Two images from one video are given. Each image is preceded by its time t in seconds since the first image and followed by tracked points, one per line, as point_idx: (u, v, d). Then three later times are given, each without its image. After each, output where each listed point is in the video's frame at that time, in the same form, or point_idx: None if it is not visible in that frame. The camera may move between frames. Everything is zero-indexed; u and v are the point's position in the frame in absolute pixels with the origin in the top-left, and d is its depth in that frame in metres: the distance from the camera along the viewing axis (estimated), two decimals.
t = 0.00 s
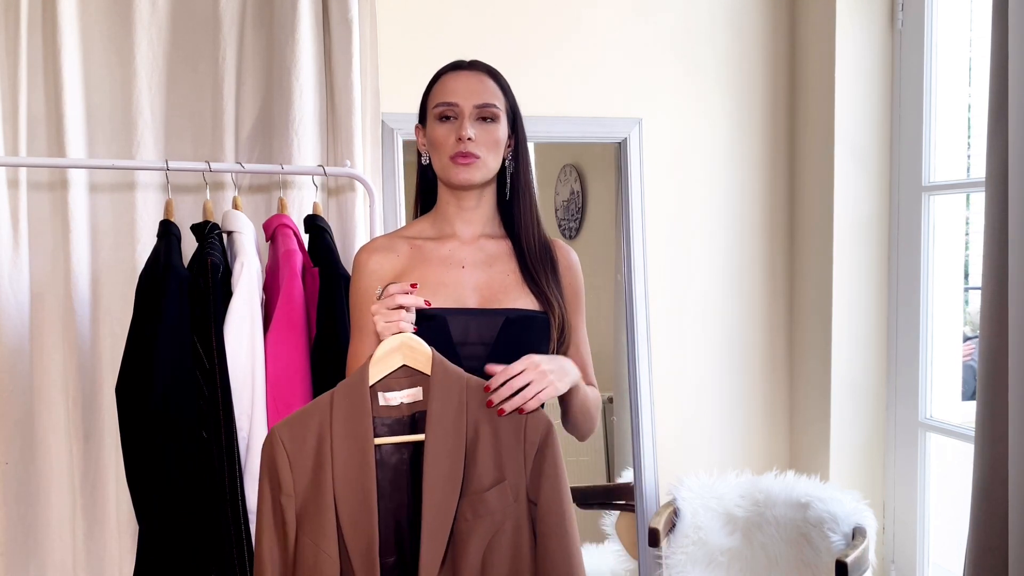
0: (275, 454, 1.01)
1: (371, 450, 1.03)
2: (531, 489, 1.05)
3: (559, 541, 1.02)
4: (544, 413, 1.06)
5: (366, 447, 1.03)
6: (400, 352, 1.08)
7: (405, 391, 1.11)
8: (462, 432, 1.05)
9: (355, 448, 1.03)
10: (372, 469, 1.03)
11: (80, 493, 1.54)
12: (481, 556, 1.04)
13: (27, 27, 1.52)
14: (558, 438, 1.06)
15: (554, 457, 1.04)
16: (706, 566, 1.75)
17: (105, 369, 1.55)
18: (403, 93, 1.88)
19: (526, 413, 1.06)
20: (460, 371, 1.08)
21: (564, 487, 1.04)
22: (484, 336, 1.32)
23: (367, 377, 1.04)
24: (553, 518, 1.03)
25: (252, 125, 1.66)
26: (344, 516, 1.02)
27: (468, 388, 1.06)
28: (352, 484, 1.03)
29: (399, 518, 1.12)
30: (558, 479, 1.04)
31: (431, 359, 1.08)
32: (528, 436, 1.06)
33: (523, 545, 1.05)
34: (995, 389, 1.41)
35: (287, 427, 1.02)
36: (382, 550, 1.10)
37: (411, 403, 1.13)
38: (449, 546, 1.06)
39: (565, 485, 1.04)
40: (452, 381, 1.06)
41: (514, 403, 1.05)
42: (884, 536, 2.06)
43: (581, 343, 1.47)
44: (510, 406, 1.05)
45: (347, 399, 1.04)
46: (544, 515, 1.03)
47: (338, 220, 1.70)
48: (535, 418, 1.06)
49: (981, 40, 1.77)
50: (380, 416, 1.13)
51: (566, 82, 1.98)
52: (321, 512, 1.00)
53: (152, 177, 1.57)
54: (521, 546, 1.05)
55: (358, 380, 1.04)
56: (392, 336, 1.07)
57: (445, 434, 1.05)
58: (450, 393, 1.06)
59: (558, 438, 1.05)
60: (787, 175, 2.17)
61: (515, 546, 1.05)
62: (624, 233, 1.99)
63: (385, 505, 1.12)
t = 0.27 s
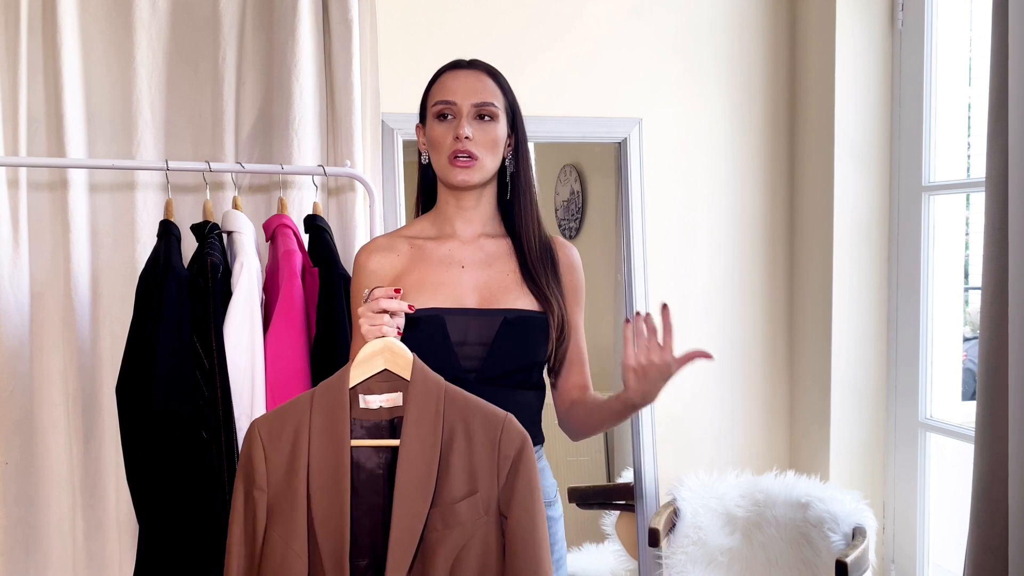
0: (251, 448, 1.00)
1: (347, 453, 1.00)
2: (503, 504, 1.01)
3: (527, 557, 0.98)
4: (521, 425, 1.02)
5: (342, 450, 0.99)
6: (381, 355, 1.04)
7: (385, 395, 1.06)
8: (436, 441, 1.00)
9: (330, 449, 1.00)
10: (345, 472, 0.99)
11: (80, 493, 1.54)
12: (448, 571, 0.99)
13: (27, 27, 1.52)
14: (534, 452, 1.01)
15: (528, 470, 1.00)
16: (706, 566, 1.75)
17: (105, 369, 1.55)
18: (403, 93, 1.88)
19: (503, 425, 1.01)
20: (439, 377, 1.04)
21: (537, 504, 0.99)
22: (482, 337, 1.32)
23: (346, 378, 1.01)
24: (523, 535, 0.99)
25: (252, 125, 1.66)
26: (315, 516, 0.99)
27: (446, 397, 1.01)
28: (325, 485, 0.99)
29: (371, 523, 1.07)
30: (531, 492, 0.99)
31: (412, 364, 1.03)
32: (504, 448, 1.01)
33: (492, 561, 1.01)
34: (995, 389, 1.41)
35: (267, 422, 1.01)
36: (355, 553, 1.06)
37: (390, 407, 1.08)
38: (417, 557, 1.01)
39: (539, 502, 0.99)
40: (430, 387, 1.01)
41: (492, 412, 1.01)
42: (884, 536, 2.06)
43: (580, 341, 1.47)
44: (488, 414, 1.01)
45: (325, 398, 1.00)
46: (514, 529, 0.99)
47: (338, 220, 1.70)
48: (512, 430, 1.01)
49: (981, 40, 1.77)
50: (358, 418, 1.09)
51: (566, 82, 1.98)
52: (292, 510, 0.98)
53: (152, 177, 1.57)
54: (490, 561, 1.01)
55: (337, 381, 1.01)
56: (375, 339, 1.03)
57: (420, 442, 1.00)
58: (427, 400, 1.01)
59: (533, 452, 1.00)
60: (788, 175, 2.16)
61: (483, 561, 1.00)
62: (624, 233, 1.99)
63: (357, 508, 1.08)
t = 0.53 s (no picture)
0: (239, 442, 1.01)
1: (333, 450, 1.02)
2: (485, 507, 1.03)
3: (506, 560, 1.00)
4: (506, 431, 1.04)
5: (329, 447, 1.01)
6: (371, 355, 1.06)
7: (373, 394, 1.08)
8: (421, 441, 1.02)
9: (317, 446, 1.02)
10: (331, 471, 1.01)
11: (80, 493, 1.54)
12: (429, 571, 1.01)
13: (27, 27, 1.52)
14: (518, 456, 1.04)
15: (511, 474, 1.02)
16: (706, 566, 1.75)
17: (105, 369, 1.55)
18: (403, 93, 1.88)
19: (489, 429, 1.04)
20: (428, 379, 1.06)
21: (519, 507, 1.02)
22: (480, 337, 1.32)
23: (335, 377, 1.03)
24: (504, 536, 1.01)
25: (252, 125, 1.66)
26: (301, 512, 1.01)
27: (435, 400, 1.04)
28: (311, 482, 1.01)
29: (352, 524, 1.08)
30: (514, 496, 1.01)
31: (402, 365, 1.05)
32: (488, 452, 1.03)
33: (471, 561, 1.03)
34: (995, 389, 1.41)
35: (256, 415, 1.03)
36: (336, 552, 1.07)
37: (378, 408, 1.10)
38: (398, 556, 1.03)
39: (522, 505, 1.02)
40: (418, 389, 1.03)
41: (479, 416, 1.04)
42: (884, 536, 2.06)
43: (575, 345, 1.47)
44: (474, 417, 1.04)
45: (315, 396, 1.02)
46: (494, 532, 1.01)
47: (338, 220, 1.70)
48: (497, 434, 1.04)
49: (981, 40, 1.77)
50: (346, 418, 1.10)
51: (566, 82, 1.98)
52: (277, 504, 1.00)
53: (152, 177, 1.57)
54: (470, 561, 1.03)
55: (327, 380, 1.03)
56: (365, 339, 1.06)
57: (405, 442, 1.02)
58: (415, 402, 1.03)
59: (517, 457, 1.03)
60: (787, 175, 2.16)
61: (463, 561, 1.02)
62: (624, 233, 1.99)
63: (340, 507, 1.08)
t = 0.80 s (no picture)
0: (239, 444, 1.03)
1: (331, 451, 1.03)
2: (480, 508, 1.05)
3: (501, 560, 1.02)
4: (500, 432, 1.06)
5: (325, 447, 1.02)
6: (367, 357, 1.07)
7: (369, 397, 1.08)
8: (416, 444, 1.04)
9: (315, 447, 1.03)
10: (328, 471, 1.02)
11: (80, 492, 1.54)
12: (425, 569, 1.04)
13: (27, 27, 1.52)
14: (511, 458, 1.06)
15: (505, 476, 1.04)
16: (706, 566, 1.75)
17: (105, 368, 1.55)
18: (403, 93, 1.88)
19: (483, 431, 1.05)
20: (423, 382, 1.07)
21: (513, 509, 1.04)
22: (480, 336, 1.32)
23: (332, 380, 1.04)
24: (499, 537, 1.03)
25: (252, 125, 1.66)
26: (300, 512, 1.02)
27: (430, 402, 1.05)
28: (310, 483, 1.02)
29: (350, 523, 1.09)
30: (508, 497, 1.04)
31: (397, 367, 1.06)
32: (482, 455, 1.05)
33: (467, 560, 1.05)
34: (995, 388, 1.41)
35: (254, 416, 1.04)
36: (334, 550, 1.08)
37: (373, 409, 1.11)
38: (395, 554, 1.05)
39: (516, 506, 1.04)
40: (413, 392, 1.05)
41: (473, 418, 1.05)
42: (884, 536, 2.06)
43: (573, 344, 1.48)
44: (468, 419, 1.05)
45: (311, 398, 1.03)
46: (489, 532, 1.04)
47: (338, 220, 1.70)
48: (492, 436, 1.05)
49: (981, 40, 1.77)
50: (341, 418, 1.11)
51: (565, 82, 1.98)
52: (277, 503, 1.01)
53: (152, 177, 1.57)
54: (465, 560, 1.05)
55: (323, 382, 1.04)
56: (361, 342, 1.06)
57: (400, 445, 1.03)
58: (410, 404, 1.05)
59: (511, 459, 1.05)
60: (787, 175, 2.17)
61: (458, 560, 1.05)
62: (624, 234, 1.99)
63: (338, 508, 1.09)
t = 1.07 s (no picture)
0: (209, 456, 0.93)
1: (312, 457, 0.93)
2: (476, 509, 0.97)
3: (502, 565, 0.94)
4: (493, 426, 0.97)
5: (305, 454, 0.93)
6: (344, 354, 0.97)
7: (349, 396, 0.99)
8: (403, 444, 0.94)
9: (293, 454, 0.94)
10: (310, 480, 0.93)
11: (52, 478, 1.46)
12: None
13: None
14: (507, 453, 0.97)
15: (500, 473, 0.96)
16: (721, 560, 1.67)
17: (79, 348, 1.45)
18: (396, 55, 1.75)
19: (475, 425, 0.96)
20: (407, 377, 0.98)
21: (510, 509, 0.96)
22: (478, 310, 1.21)
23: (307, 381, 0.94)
24: (499, 540, 0.95)
25: (234, 88, 1.53)
26: (283, 524, 0.94)
27: (417, 397, 0.96)
28: (291, 492, 0.93)
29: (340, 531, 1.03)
30: (505, 497, 0.95)
31: (377, 363, 0.97)
32: (475, 452, 0.96)
33: (466, 568, 0.96)
34: None
35: (224, 425, 0.94)
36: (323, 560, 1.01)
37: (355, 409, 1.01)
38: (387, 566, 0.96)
39: (514, 505, 0.95)
40: (395, 386, 0.95)
41: (463, 412, 0.96)
42: (913, 528, 1.96)
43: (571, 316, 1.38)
44: (457, 414, 0.96)
45: (286, 400, 0.94)
46: (488, 536, 0.95)
47: (327, 189, 1.59)
48: (484, 432, 0.96)
49: None
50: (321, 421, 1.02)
51: (571, 43, 1.86)
52: (256, 518, 0.92)
53: (129, 143, 1.46)
54: (464, 567, 0.96)
55: (299, 383, 0.94)
56: (336, 338, 0.97)
57: (386, 446, 0.94)
58: (395, 401, 0.95)
59: (506, 454, 0.97)
60: (809, 144, 2.04)
61: (457, 567, 0.96)
62: (634, 208, 1.87)
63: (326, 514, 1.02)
